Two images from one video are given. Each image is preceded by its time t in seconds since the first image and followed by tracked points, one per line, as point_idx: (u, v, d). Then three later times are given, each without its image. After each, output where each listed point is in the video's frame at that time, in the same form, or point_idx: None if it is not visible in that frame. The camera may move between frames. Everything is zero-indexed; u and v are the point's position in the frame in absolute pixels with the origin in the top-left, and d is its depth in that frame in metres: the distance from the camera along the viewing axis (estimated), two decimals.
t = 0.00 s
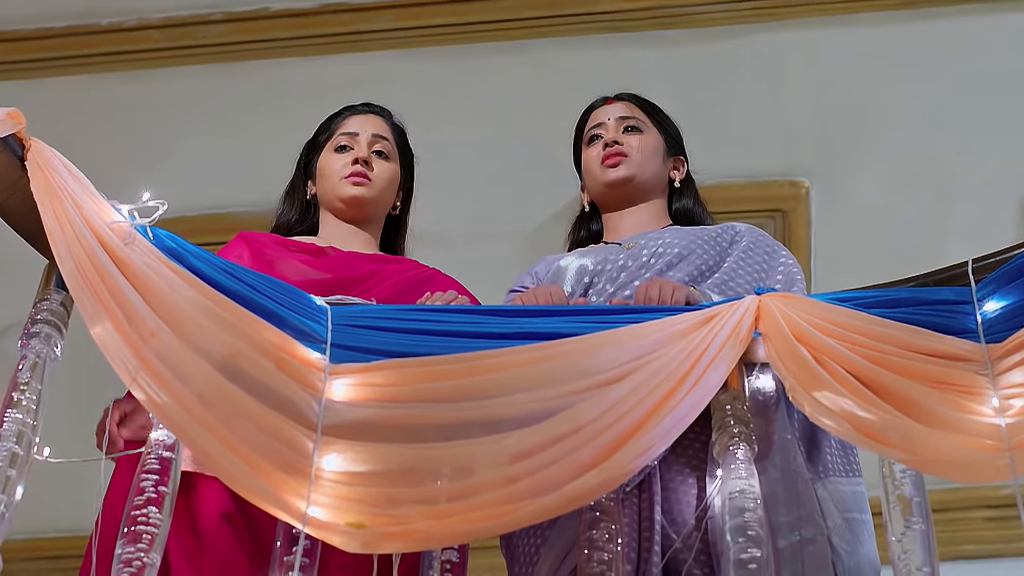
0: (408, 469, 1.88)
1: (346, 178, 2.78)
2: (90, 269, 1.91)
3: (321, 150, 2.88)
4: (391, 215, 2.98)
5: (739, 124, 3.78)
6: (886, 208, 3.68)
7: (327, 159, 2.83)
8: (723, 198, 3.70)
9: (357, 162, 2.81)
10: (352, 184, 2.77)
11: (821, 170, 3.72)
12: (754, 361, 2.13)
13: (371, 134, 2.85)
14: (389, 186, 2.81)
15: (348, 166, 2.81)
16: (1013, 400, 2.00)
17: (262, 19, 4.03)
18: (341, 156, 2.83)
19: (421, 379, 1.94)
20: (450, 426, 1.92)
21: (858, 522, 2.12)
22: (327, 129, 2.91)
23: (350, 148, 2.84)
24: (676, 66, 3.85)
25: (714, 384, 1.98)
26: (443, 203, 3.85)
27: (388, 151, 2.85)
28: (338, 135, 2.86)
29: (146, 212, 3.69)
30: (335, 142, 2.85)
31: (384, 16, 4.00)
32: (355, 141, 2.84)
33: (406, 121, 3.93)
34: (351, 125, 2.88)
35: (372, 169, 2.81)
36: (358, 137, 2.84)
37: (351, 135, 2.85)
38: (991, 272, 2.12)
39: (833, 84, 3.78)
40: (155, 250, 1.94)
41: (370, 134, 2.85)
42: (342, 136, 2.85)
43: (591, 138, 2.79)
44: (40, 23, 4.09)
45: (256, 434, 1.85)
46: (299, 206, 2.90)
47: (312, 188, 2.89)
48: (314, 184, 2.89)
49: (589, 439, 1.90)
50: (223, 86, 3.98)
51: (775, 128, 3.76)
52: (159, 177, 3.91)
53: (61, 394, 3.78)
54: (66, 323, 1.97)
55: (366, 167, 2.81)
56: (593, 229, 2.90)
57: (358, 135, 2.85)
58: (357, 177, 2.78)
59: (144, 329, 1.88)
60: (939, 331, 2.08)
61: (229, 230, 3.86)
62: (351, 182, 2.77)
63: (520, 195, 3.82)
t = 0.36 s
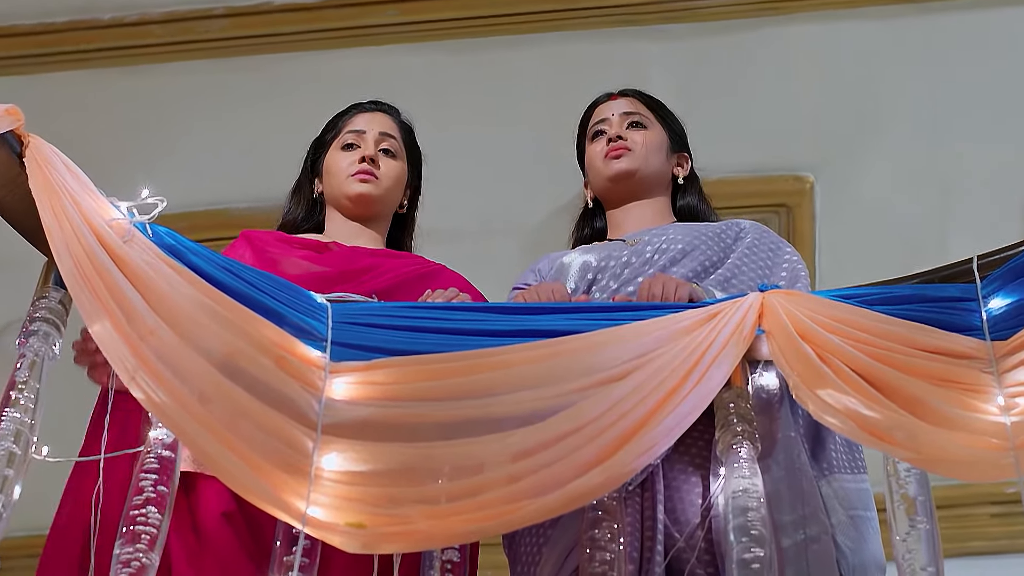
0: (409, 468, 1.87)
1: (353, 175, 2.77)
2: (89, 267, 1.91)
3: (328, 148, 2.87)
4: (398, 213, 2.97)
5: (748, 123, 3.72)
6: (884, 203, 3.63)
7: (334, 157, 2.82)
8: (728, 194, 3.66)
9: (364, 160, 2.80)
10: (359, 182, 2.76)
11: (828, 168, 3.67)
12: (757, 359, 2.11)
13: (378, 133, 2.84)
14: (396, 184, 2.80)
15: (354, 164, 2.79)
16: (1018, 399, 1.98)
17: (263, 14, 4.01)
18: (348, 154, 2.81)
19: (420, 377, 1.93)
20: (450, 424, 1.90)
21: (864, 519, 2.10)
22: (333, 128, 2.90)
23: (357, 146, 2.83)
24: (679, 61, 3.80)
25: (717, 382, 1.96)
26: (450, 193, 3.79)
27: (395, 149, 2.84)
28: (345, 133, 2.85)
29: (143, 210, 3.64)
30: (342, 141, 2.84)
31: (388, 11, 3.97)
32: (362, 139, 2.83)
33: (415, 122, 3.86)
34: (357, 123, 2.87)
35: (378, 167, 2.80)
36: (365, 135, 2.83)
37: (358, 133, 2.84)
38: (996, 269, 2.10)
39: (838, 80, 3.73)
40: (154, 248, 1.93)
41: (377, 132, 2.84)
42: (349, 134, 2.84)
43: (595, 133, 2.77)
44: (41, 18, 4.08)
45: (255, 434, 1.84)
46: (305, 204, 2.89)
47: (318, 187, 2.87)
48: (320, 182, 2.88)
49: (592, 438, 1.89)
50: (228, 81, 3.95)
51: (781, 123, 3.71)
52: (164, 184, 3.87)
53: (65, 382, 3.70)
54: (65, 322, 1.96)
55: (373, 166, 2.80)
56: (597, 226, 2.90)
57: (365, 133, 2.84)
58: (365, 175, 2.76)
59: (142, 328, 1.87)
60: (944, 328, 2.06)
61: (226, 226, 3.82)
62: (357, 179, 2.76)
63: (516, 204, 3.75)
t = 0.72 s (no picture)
0: (407, 471, 1.85)
1: (356, 178, 2.75)
2: (84, 269, 1.89)
3: (330, 151, 2.85)
4: (401, 216, 2.95)
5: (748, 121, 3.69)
6: (888, 204, 3.60)
7: (336, 160, 2.80)
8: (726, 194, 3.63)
9: (366, 164, 2.78)
10: (361, 185, 2.74)
11: (828, 166, 3.64)
12: (758, 361, 2.10)
13: (380, 136, 2.82)
14: (398, 187, 2.78)
15: (357, 167, 2.77)
16: (1021, 403, 1.97)
17: (263, 13, 3.99)
18: (350, 158, 2.80)
19: (420, 380, 1.92)
20: (448, 427, 1.89)
21: (865, 522, 2.07)
22: (335, 131, 2.88)
23: (359, 149, 2.81)
24: (680, 61, 3.77)
25: (718, 385, 1.95)
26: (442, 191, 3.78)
27: (397, 153, 2.82)
28: (347, 136, 2.83)
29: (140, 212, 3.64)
30: (344, 144, 2.82)
31: (388, 11, 3.96)
32: (364, 141, 2.81)
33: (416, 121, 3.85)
34: (359, 126, 2.85)
35: (380, 170, 2.78)
36: (367, 138, 2.81)
37: (359, 136, 2.82)
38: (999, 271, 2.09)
39: (838, 79, 3.70)
40: (150, 250, 1.92)
41: (379, 135, 2.82)
42: (351, 136, 2.82)
43: (598, 134, 2.75)
44: (41, 17, 4.06)
45: (252, 437, 1.82)
46: (307, 208, 2.87)
47: (322, 190, 2.85)
48: (322, 185, 2.86)
49: (591, 441, 1.87)
50: (227, 81, 3.93)
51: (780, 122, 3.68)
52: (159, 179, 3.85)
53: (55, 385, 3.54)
54: (61, 324, 1.95)
55: (375, 169, 2.78)
56: (599, 228, 2.87)
57: (366, 136, 2.82)
58: (367, 177, 2.75)
59: (138, 330, 1.86)
60: (947, 330, 2.05)
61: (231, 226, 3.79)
62: (361, 182, 2.74)
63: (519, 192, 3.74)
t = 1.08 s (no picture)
0: (405, 470, 1.84)
1: (357, 177, 2.74)
2: (80, 267, 1.88)
3: (332, 149, 2.84)
4: (403, 215, 2.93)
5: (751, 118, 3.65)
6: (888, 199, 3.53)
7: (339, 159, 2.79)
8: (727, 190, 3.58)
9: (368, 163, 2.77)
10: (363, 184, 2.73)
11: (830, 163, 3.58)
12: (759, 359, 2.07)
13: (382, 134, 2.80)
14: (401, 186, 2.77)
15: (359, 166, 2.76)
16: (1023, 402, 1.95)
17: (263, 8, 3.97)
18: (352, 156, 2.78)
19: (413, 379, 1.90)
20: (446, 426, 1.88)
21: (867, 519, 2.05)
22: (338, 130, 2.87)
23: (361, 148, 2.79)
24: (681, 56, 3.75)
25: (718, 384, 1.94)
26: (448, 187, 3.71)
27: (400, 152, 2.80)
28: (349, 134, 2.82)
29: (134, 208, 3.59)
30: (346, 142, 2.80)
31: (389, 6, 3.94)
32: (366, 140, 2.80)
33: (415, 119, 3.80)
34: (362, 124, 2.83)
35: (383, 169, 2.77)
36: (370, 137, 2.80)
37: (362, 135, 2.80)
38: (1001, 269, 2.07)
39: (840, 75, 3.67)
40: (146, 246, 1.91)
41: (381, 134, 2.80)
42: (353, 135, 2.81)
43: (598, 133, 2.74)
44: (41, 11, 4.06)
45: (249, 436, 1.82)
46: (309, 206, 2.86)
47: (322, 188, 2.84)
48: (324, 184, 2.85)
49: (590, 440, 1.86)
50: (228, 76, 3.90)
51: (785, 118, 3.64)
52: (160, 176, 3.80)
53: (52, 383, 3.48)
54: (56, 322, 1.94)
55: (377, 168, 2.77)
56: (602, 226, 2.86)
57: (369, 135, 2.80)
58: (369, 177, 2.73)
59: (134, 329, 1.85)
60: (948, 329, 2.03)
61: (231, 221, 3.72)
62: (362, 181, 2.73)
63: (519, 195, 3.66)
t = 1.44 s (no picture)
0: (398, 474, 1.83)
1: (354, 176, 2.73)
2: (73, 269, 1.87)
3: (327, 149, 2.82)
4: (399, 215, 2.92)
5: (751, 117, 3.63)
6: (893, 198, 3.52)
7: (335, 158, 2.77)
8: (726, 189, 3.55)
9: (364, 162, 2.75)
10: (360, 183, 2.72)
11: (830, 161, 3.57)
12: (756, 360, 2.07)
13: (378, 134, 2.80)
14: (397, 186, 2.76)
15: (355, 165, 2.75)
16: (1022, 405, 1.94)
17: (261, 6, 3.96)
18: (348, 155, 2.77)
19: (409, 381, 1.90)
20: (442, 429, 1.87)
21: (868, 520, 2.02)
22: (333, 129, 2.86)
23: (357, 147, 2.78)
24: (680, 54, 3.73)
25: (713, 387, 1.93)
26: (446, 185, 3.69)
27: (396, 151, 2.80)
28: (345, 133, 2.81)
29: (129, 209, 3.50)
30: (342, 141, 2.79)
31: (386, 4, 3.92)
32: (362, 139, 2.79)
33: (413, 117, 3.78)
34: (358, 123, 2.82)
35: (379, 168, 2.76)
36: (366, 136, 2.79)
37: (358, 134, 2.79)
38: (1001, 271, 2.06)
39: (840, 74, 3.66)
40: (140, 249, 1.90)
41: (377, 133, 2.79)
42: (349, 135, 2.80)
43: (594, 134, 2.73)
44: (37, 11, 4.04)
45: (242, 439, 1.81)
46: (304, 206, 2.85)
47: (318, 188, 2.83)
48: (319, 183, 2.84)
49: (586, 443, 1.85)
50: (224, 75, 3.89)
51: (784, 117, 3.62)
52: (160, 176, 3.77)
53: (50, 381, 3.48)
54: (50, 324, 1.92)
55: (374, 167, 2.75)
56: (602, 227, 2.85)
57: (365, 134, 2.79)
58: (366, 176, 2.72)
59: (128, 332, 1.84)
60: (947, 331, 2.02)
61: (230, 220, 3.69)
62: (359, 181, 2.72)
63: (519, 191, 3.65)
